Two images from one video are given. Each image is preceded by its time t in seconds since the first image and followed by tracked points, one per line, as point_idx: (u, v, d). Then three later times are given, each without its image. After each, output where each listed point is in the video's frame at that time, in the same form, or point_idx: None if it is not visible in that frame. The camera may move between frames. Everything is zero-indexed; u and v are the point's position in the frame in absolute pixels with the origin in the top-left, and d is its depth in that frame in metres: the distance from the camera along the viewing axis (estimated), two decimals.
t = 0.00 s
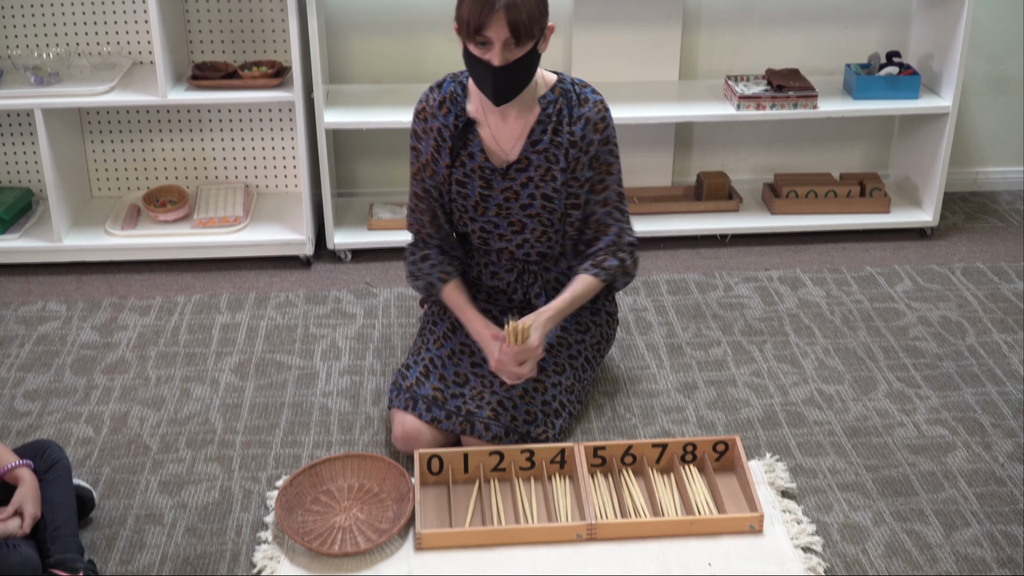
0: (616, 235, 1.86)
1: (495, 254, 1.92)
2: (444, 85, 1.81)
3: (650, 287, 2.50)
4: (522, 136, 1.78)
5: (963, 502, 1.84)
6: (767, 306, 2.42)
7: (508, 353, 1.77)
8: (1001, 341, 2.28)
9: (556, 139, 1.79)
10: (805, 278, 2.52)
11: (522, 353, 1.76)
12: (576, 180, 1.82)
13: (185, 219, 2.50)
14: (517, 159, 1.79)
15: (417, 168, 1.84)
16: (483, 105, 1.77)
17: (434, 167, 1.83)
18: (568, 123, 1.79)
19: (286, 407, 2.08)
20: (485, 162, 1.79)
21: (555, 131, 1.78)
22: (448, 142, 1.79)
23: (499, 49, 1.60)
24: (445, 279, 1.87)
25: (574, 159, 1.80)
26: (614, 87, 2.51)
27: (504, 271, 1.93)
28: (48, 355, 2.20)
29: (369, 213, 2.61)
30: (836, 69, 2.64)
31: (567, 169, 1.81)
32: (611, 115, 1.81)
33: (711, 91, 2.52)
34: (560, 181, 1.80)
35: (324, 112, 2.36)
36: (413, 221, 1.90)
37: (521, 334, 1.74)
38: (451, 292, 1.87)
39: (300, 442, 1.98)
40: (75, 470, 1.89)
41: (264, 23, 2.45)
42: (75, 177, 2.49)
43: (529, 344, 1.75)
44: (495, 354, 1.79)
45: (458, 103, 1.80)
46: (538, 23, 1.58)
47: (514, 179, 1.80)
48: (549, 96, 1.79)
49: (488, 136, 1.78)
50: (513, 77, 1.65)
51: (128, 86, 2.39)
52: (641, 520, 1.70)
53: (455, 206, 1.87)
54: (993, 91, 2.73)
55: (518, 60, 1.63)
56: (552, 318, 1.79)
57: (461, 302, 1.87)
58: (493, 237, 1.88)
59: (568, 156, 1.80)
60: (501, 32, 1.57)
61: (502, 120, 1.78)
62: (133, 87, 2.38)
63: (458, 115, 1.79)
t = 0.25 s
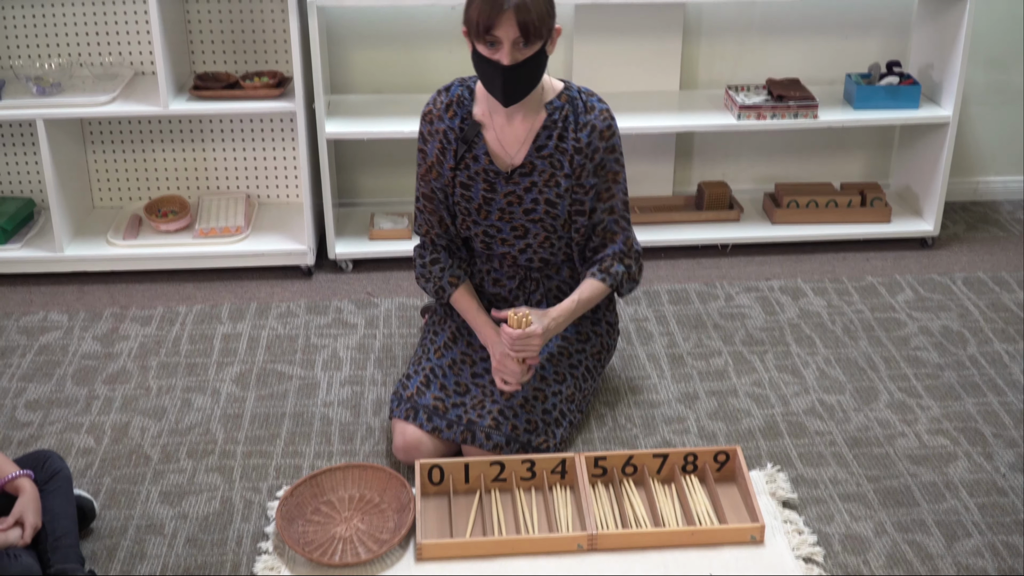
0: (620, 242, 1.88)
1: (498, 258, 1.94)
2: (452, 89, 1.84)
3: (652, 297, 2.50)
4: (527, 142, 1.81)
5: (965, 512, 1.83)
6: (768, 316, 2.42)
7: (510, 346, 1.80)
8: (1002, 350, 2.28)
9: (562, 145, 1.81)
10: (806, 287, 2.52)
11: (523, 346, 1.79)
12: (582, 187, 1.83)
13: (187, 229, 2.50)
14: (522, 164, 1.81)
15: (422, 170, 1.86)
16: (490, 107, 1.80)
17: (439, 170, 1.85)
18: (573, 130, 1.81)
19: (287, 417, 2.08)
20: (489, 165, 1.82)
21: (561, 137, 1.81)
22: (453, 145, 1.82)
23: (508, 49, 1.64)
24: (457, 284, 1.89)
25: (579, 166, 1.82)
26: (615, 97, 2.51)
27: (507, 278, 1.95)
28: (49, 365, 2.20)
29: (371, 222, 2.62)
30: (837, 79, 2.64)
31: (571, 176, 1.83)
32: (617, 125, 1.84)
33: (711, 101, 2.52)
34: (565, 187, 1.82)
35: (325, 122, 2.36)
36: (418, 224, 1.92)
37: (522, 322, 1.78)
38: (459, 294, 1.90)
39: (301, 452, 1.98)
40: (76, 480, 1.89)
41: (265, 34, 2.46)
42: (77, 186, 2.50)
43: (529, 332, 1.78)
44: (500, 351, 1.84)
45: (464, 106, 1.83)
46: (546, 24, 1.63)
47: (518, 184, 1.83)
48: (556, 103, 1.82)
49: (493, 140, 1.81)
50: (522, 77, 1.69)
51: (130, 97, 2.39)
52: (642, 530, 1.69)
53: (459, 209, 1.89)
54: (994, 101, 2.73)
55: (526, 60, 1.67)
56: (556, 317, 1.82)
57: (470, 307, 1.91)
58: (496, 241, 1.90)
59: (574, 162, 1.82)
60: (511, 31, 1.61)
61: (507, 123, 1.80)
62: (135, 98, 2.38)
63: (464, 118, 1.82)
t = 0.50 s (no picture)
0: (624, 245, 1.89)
1: (501, 262, 1.94)
2: (456, 92, 1.86)
3: (652, 306, 2.51)
4: (531, 143, 1.82)
5: (963, 522, 1.84)
6: (767, 325, 2.42)
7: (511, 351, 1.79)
8: (1001, 360, 2.28)
9: (565, 148, 1.83)
10: (806, 297, 2.52)
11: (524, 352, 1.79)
12: (586, 190, 1.85)
13: (187, 237, 2.50)
14: (526, 166, 1.83)
15: (426, 173, 1.87)
16: (495, 108, 1.82)
17: (442, 172, 1.85)
18: (578, 133, 1.83)
19: (287, 426, 2.08)
20: (493, 166, 1.83)
21: (565, 140, 1.82)
22: (457, 146, 1.83)
23: (518, 48, 1.67)
24: (458, 288, 1.90)
25: (583, 168, 1.83)
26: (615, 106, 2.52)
27: (507, 284, 1.95)
28: (49, 372, 2.20)
29: (371, 231, 2.62)
30: (837, 89, 2.64)
31: (575, 179, 1.84)
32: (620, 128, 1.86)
33: (712, 111, 2.52)
34: (568, 189, 1.84)
35: (326, 131, 2.36)
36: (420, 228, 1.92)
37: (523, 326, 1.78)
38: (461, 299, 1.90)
39: (301, 461, 1.98)
40: (75, 488, 1.89)
41: (266, 42, 2.46)
42: (77, 194, 2.50)
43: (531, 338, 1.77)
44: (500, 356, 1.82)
45: (468, 109, 1.84)
46: (556, 23, 1.66)
47: (522, 186, 1.84)
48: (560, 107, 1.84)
49: (497, 142, 1.82)
50: (530, 77, 1.71)
51: (130, 105, 2.39)
52: (642, 539, 1.69)
53: (461, 212, 1.89)
54: (993, 111, 2.74)
55: (535, 60, 1.70)
56: (556, 322, 1.82)
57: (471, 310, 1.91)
58: (498, 244, 1.91)
59: (578, 165, 1.83)
60: (521, 30, 1.64)
61: (511, 124, 1.82)
62: (135, 106, 2.38)
63: (468, 120, 1.83)
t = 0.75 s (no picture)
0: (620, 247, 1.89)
1: (496, 265, 1.95)
2: (453, 96, 1.88)
3: (644, 314, 2.51)
4: (528, 145, 1.83)
5: (954, 528, 1.84)
6: (759, 333, 2.43)
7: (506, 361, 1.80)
8: (991, 367, 2.30)
9: (561, 150, 1.84)
10: (798, 305, 2.53)
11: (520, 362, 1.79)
12: (582, 193, 1.86)
13: (180, 245, 2.49)
14: (522, 169, 1.84)
15: (422, 177, 1.87)
16: (491, 112, 1.83)
17: (438, 176, 1.86)
18: (573, 136, 1.84)
19: (279, 434, 2.07)
20: (489, 169, 1.83)
21: (561, 143, 1.83)
22: (453, 150, 1.83)
23: (522, 52, 1.69)
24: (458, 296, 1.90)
25: (578, 171, 1.84)
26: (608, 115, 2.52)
27: (502, 289, 1.96)
28: (40, 381, 2.19)
29: (364, 238, 2.62)
30: (829, 98, 2.66)
31: (571, 181, 1.85)
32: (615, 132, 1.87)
33: (705, 119, 2.53)
34: (564, 192, 1.85)
35: (319, 138, 2.36)
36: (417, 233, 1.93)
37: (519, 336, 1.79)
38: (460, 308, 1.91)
39: (293, 469, 1.97)
40: (66, 497, 1.88)
41: (260, 49, 2.45)
42: (69, 202, 2.49)
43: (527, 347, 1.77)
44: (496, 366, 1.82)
45: (465, 113, 1.86)
46: (558, 27, 1.69)
47: (517, 189, 1.85)
48: (556, 111, 1.85)
49: (494, 145, 1.83)
50: (533, 81, 1.73)
51: (123, 113, 2.39)
52: (635, 547, 1.69)
53: (457, 216, 1.90)
54: (982, 120, 2.76)
55: (537, 64, 1.72)
56: (552, 332, 1.82)
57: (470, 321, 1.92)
58: (494, 247, 1.91)
59: (574, 168, 1.84)
60: (525, 34, 1.67)
61: (508, 127, 1.83)
62: (128, 114, 2.38)
63: (464, 124, 1.85)
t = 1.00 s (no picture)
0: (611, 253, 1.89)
1: (490, 268, 1.95)
2: (448, 100, 1.88)
3: (637, 321, 2.51)
4: (522, 148, 1.83)
5: (946, 536, 1.84)
6: (752, 341, 2.43)
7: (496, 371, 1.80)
8: (984, 375, 2.30)
9: (556, 153, 1.84)
10: (790, 313, 2.53)
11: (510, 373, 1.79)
12: (576, 196, 1.86)
13: (173, 252, 2.50)
14: (517, 172, 1.84)
15: (418, 181, 1.88)
16: (485, 116, 1.83)
17: (433, 180, 1.87)
18: (567, 139, 1.84)
19: (271, 440, 2.08)
20: (484, 172, 1.84)
21: (555, 145, 1.84)
22: (448, 153, 1.84)
23: (514, 59, 1.69)
24: (457, 304, 1.90)
25: (573, 173, 1.85)
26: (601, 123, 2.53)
27: (496, 293, 1.97)
28: (33, 387, 2.19)
29: (357, 246, 2.62)
30: (821, 107, 2.66)
31: (565, 184, 1.86)
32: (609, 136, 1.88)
33: (698, 127, 2.54)
34: (558, 195, 1.85)
35: (312, 146, 2.37)
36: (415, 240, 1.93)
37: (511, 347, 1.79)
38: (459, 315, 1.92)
39: (285, 475, 1.98)
40: (58, 503, 1.89)
41: (253, 56, 2.46)
42: (62, 209, 2.50)
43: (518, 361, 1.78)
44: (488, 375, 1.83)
45: (460, 117, 1.86)
46: (550, 32, 1.68)
47: (512, 192, 1.85)
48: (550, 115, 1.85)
49: (488, 148, 1.83)
50: (525, 86, 1.73)
51: (116, 120, 2.39)
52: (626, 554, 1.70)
53: (452, 220, 1.90)
54: (976, 129, 2.76)
55: (530, 69, 1.72)
56: (542, 344, 1.82)
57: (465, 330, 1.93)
58: (489, 250, 1.91)
59: (568, 171, 1.85)
60: (516, 42, 1.66)
61: (502, 131, 1.83)
62: (121, 121, 2.38)
63: (459, 128, 1.85)
